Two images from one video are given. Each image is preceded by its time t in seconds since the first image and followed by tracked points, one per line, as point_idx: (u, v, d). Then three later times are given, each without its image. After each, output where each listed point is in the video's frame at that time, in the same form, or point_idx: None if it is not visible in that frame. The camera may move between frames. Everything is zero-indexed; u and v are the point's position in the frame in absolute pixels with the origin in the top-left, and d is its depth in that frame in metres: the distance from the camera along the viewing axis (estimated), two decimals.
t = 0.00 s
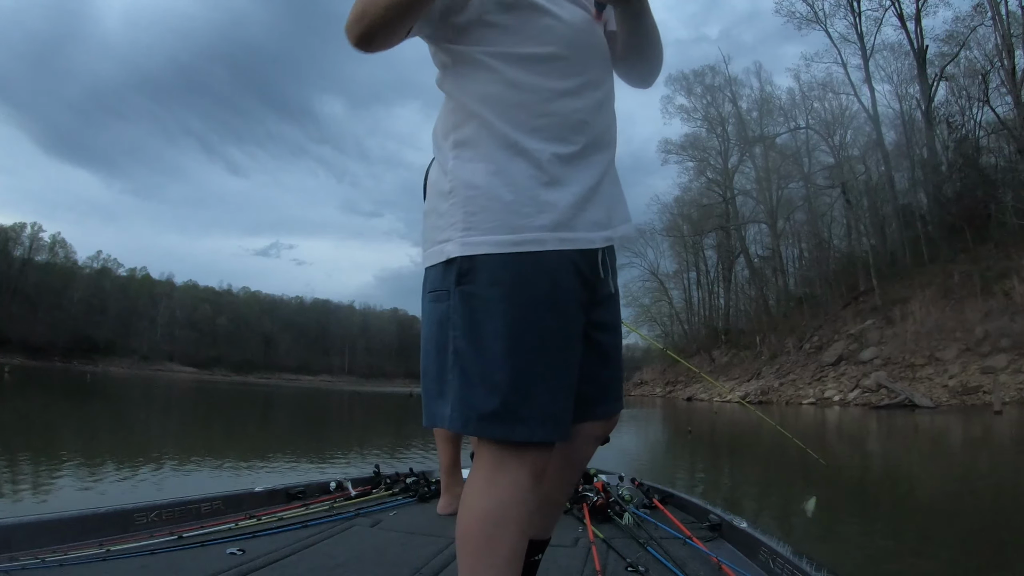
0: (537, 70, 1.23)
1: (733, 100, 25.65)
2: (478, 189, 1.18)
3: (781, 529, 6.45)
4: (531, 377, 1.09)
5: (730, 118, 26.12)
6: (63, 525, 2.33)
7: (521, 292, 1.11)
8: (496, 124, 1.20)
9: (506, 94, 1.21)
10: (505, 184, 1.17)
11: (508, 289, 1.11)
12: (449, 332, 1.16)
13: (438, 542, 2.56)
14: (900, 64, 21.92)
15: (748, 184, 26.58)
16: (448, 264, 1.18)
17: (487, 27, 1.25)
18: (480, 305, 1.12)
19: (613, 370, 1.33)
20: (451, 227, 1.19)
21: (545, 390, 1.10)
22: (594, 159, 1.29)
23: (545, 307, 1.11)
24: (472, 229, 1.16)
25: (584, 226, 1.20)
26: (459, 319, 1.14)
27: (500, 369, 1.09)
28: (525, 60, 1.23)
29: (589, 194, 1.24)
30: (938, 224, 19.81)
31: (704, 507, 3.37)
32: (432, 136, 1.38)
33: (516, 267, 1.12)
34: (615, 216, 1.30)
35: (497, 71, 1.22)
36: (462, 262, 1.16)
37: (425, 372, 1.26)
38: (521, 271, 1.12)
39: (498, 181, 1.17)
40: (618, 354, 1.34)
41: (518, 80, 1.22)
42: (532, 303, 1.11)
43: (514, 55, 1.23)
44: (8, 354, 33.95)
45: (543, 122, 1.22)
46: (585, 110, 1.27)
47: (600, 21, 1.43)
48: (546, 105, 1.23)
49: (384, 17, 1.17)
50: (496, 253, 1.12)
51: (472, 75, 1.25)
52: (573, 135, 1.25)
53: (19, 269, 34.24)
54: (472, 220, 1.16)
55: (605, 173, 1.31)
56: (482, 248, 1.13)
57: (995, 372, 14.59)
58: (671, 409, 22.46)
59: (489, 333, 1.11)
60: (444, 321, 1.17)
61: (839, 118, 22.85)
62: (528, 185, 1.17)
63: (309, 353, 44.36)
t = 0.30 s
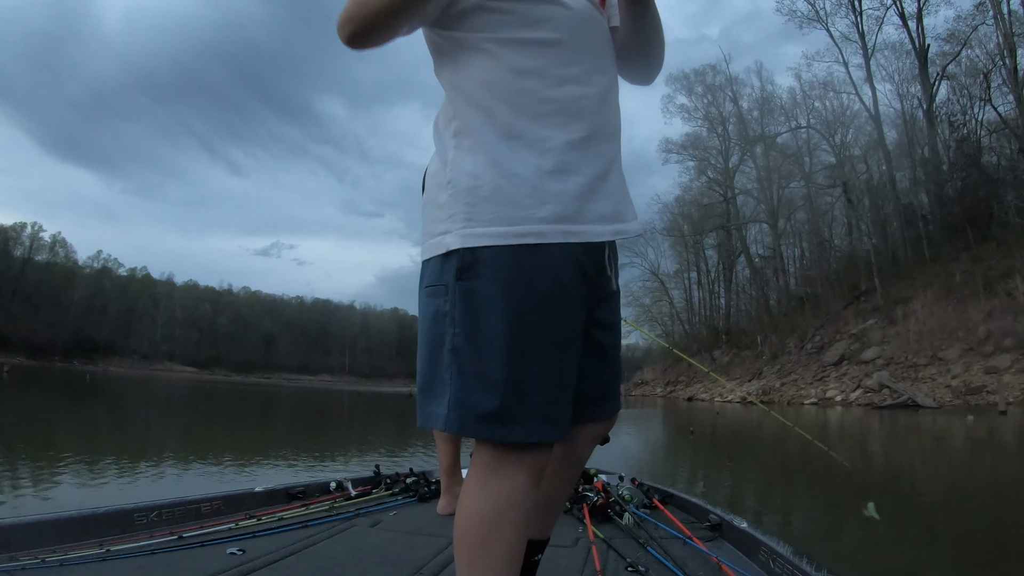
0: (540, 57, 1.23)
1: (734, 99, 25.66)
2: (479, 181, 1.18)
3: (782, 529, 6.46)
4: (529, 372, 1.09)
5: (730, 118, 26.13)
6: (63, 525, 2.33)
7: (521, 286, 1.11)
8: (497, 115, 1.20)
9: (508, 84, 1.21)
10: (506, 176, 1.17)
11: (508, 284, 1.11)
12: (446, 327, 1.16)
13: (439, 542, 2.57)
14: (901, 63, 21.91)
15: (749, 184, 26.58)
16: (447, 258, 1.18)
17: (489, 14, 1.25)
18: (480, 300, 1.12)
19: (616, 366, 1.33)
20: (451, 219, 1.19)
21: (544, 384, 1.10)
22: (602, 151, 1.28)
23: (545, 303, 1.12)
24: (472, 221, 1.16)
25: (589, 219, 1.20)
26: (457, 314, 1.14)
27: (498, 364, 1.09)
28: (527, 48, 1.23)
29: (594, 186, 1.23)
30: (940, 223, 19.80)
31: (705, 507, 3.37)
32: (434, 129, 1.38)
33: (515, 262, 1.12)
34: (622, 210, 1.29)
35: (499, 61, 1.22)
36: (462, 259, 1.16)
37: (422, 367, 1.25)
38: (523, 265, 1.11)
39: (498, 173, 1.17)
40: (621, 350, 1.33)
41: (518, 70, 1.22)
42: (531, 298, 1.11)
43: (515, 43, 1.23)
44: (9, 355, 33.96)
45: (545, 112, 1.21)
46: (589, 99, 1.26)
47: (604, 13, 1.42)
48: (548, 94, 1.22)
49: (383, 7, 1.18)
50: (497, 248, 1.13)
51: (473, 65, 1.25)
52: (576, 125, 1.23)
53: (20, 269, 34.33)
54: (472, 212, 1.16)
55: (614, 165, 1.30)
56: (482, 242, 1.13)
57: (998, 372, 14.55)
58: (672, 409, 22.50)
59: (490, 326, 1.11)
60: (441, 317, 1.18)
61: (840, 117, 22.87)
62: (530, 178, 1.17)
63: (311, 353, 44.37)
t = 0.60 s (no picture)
0: (532, 55, 1.23)
1: (734, 99, 25.65)
2: (471, 182, 1.19)
3: (783, 530, 6.48)
4: (522, 372, 1.09)
5: (731, 117, 26.12)
6: (63, 525, 2.33)
7: (517, 287, 1.11)
8: (490, 114, 1.21)
9: (500, 82, 1.22)
10: (497, 174, 1.17)
11: (502, 282, 1.11)
12: (437, 327, 1.16)
13: (439, 542, 2.57)
14: (902, 62, 21.90)
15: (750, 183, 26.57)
16: (439, 258, 1.19)
17: (484, 15, 1.26)
18: (473, 301, 1.13)
19: (620, 366, 1.33)
20: (442, 220, 1.20)
21: (538, 384, 1.10)
22: (600, 149, 1.27)
23: (541, 302, 1.12)
24: (465, 221, 1.17)
25: (583, 216, 1.19)
26: (449, 314, 1.15)
27: (491, 366, 1.09)
28: (519, 47, 1.23)
29: (589, 184, 1.22)
30: (942, 223, 19.81)
31: (704, 507, 3.37)
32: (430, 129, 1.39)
33: (508, 261, 1.12)
34: (622, 208, 1.28)
35: (493, 58, 1.23)
36: (455, 258, 1.16)
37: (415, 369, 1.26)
38: (516, 266, 1.12)
39: (490, 172, 1.18)
40: (625, 350, 1.33)
41: (513, 66, 1.22)
42: (526, 297, 1.11)
43: (508, 43, 1.23)
44: (9, 355, 33.97)
45: (539, 109, 1.21)
46: (583, 97, 1.25)
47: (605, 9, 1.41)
48: (541, 92, 1.22)
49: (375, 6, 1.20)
50: (488, 247, 1.13)
51: (466, 64, 1.26)
52: (569, 123, 1.23)
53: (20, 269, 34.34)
54: (463, 212, 1.17)
55: (615, 163, 1.29)
56: (475, 242, 1.14)
57: (1001, 371, 14.53)
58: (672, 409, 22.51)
59: (483, 325, 1.11)
60: (434, 318, 1.18)
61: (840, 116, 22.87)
62: (525, 175, 1.17)
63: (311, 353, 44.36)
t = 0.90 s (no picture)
0: (519, 53, 1.23)
1: (735, 98, 25.65)
2: (460, 182, 1.20)
3: (783, 531, 6.49)
4: (515, 370, 1.10)
5: (732, 117, 26.11)
6: (63, 526, 2.33)
7: (508, 285, 1.11)
8: (478, 114, 1.22)
9: (488, 82, 1.23)
10: (485, 173, 1.18)
11: (493, 281, 1.12)
12: (432, 328, 1.17)
13: (440, 542, 2.57)
14: (903, 61, 21.90)
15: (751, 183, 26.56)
16: (435, 259, 1.19)
17: (473, 14, 1.27)
18: (465, 299, 1.14)
19: (623, 365, 1.32)
20: (433, 221, 1.22)
21: (531, 382, 1.10)
22: (593, 145, 1.26)
23: (534, 301, 1.12)
24: (456, 221, 1.18)
25: (575, 212, 1.19)
26: (444, 315, 1.16)
27: (483, 367, 1.10)
28: (506, 44, 1.23)
29: (581, 182, 1.22)
30: (944, 223, 19.81)
31: (705, 507, 3.37)
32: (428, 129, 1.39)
33: (501, 262, 1.12)
34: (622, 206, 1.28)
35: (479, 60, 1.24)
36: (451, 257, 1.17)
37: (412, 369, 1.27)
38: (508, 265, 1.12)
39: (477, 171, 1.19)
40: (626, 349, 1.33)
41: (500, 66, 1.23)
42: (519, 296, 1.11)
43: (493, 41, 1.24)
44: (9, 355, 33.98)
45: (527, 106, 1.21)
46: (572, 94, 1.25)
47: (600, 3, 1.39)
48: (528, 90, 1.22)
49: (361, 11, 1.21)
50: (478, 248, 1.14)
51: (455, 66, 1.27)
52: (558, 121, 1.23)
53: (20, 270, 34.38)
54: (453, 212, 1.18)
55: (610, 160, 1.28)
56: (466, 241, 1.15)
57: (1005, 371, 14.50)
58: (673, 409, 22.50)
59: (474, 323, 1.12)
60: (430, 319, 1.19)
61: (841, 116, 22.88)
62: (515, 172, 1.17)
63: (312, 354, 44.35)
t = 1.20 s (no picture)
0: (516, 54, 1.23)
1: (736, 98, 25.67)
2: (459, 184, 1.21)
3: (784, 531, 6.51)
4: (517, 370, 1.09)
5: (733, 116, 26.14)
6: (63, 525, 2.34)
7: (509, 286, 1.11)
8: (477, 115, 1.22)
9: (486, 82, 1.23)
10: (482, 172, 1.18)
11: (493, 281, 1.12)
12: (437, 327, 1.17)
13: (440, 542, 2.57)
14: (905, 60, 21.91)
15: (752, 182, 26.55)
16: (440, 259, 1.20)
17: (473, 14, 1.27)
18: (467, 299, 1.14)
19: (625, 364, 1.32)
20: (434, 222, 1.22)
21: (533, 381, 1.10)
22: (592, 145, 1.26)
23: (534, 300, 1.12)
24: (455, 221, 1.18)
25: (574, 212, 1.18)
26: (448, 315, 1.16)
27: (487, 366, 1.10)
28: (503, 45, 1.24)
29: (580, 182, 1.22)
30: (947, 222, 19.76)
31: (705, 507, 3.37)
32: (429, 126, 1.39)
33: (502, 260, 1.12)
34: (622, 207, 1.27)
35: (478, 59, 1.25)
36: (454, 259, 1.17)
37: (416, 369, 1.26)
38: (509, 266, 1.12)
39: (475, 171, 1.19)
40: (630, 350, 1.33)
41: (498, 67, 1.23)
42: (520, 297, 1.11)
43: (491, 41, 1.24)
44: (9, 355, 34.04)
45: (524, 106, 1.21)
46: (570, 94, 1.24)
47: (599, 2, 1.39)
48: (525, 90, 1.22)
49: (361, 14, 1.22)
50: (480, 248, 1.14)
51: (455, 65, 1.28)
52: (556, 122, 1.23)
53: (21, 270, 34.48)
54: (453, 212, 1.19)
55: (609, 160, 1.28)
56: (466, 242, 1.15)
57: (1008, 371, 14.47)
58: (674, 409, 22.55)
59: (476, 324, 1.12)
60: (433, 319, 1.19)
61: (843, 115, 22.88)
62: (513, 171, 1.17)
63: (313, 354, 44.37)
